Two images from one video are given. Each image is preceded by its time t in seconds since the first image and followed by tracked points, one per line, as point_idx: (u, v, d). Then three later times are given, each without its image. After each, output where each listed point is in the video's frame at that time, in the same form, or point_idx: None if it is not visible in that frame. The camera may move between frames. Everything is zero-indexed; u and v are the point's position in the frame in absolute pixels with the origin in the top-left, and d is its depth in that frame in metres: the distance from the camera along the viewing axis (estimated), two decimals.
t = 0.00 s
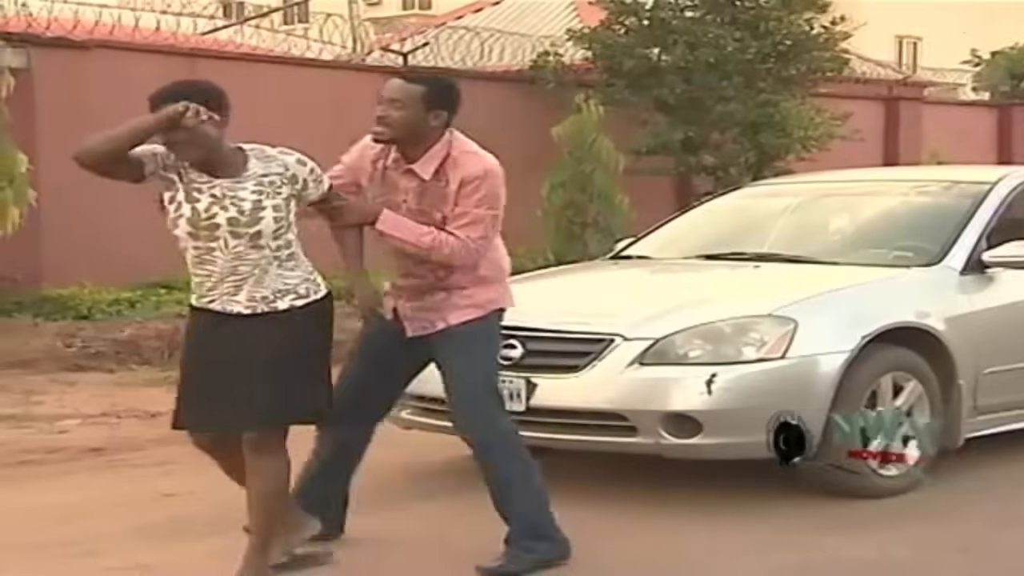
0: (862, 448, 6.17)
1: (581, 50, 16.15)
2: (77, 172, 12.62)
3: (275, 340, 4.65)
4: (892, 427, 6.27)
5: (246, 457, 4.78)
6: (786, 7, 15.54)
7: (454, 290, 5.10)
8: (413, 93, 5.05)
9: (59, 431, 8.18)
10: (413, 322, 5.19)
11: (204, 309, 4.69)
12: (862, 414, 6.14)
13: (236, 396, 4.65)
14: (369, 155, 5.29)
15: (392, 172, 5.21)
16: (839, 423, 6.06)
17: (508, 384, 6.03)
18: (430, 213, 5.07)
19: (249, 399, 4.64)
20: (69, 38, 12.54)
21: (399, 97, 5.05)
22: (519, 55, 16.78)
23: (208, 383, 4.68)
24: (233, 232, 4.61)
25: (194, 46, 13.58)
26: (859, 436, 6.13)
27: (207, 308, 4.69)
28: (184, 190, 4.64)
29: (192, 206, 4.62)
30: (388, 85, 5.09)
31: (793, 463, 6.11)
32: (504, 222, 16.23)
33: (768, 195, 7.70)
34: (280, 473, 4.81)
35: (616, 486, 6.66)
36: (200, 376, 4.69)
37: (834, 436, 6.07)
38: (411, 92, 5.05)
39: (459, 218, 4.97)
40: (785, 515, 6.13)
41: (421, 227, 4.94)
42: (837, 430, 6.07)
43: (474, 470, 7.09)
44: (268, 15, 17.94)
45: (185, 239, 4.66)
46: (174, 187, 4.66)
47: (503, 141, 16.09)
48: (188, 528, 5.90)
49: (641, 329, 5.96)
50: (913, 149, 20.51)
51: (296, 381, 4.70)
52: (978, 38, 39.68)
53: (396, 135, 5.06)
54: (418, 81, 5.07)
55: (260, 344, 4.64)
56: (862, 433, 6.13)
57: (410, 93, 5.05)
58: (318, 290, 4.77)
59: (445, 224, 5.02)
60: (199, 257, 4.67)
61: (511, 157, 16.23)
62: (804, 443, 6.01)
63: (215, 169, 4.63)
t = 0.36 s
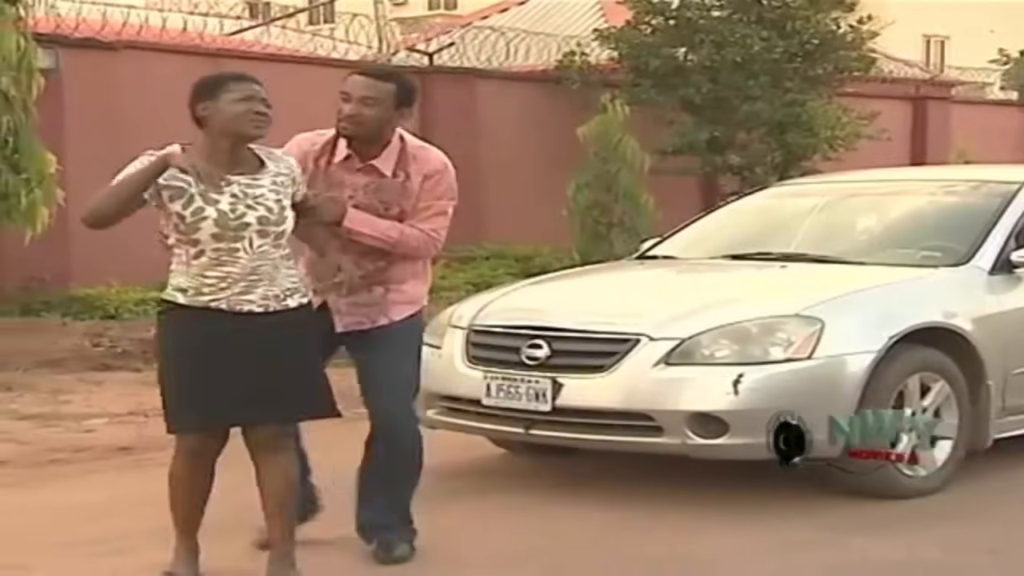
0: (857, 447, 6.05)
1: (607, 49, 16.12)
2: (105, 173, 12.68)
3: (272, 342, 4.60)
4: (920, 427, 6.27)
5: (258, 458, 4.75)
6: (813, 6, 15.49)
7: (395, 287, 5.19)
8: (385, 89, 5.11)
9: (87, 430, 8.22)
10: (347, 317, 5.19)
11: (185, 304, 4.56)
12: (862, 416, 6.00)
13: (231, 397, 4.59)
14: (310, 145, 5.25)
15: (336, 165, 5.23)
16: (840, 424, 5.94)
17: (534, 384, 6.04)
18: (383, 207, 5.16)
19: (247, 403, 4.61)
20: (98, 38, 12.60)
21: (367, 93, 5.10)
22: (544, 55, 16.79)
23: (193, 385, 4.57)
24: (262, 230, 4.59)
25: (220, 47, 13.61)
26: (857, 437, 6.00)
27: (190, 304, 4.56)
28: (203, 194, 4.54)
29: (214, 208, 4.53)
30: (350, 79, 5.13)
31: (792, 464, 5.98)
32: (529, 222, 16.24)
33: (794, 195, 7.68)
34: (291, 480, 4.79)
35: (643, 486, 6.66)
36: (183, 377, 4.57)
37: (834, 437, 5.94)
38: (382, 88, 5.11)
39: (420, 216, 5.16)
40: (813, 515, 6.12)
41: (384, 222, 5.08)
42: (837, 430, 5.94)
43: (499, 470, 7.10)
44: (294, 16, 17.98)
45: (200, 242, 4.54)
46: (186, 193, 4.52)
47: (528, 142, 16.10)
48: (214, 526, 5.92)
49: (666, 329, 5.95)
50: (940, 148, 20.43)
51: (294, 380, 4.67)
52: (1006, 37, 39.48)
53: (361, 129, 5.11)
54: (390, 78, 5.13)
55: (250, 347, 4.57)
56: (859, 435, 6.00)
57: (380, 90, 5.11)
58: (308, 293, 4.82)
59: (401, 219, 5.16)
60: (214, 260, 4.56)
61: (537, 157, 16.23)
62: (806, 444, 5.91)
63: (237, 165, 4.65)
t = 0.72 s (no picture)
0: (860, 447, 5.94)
1: (629, 49, 16.10)
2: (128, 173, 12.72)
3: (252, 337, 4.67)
4: (943, 428, 6.25)
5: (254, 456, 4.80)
6: (836, 5, 15.45)
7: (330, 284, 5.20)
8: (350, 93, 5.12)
9: (109, 430, 8.23)
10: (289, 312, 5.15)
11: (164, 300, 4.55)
12: (862, 413, 5.91)
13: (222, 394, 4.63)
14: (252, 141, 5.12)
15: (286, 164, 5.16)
16: (841, 424, 5.86)
17: (556, 384, 6.04)
18: (326, 207, 5.17)
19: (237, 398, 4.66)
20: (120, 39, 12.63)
21: (333, 98, 5.09)
22: (565, 54, 16.79)
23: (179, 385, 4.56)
24: (258, 250, 4.68)
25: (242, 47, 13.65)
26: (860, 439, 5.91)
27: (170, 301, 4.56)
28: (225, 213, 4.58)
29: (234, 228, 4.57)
30: (311, 81, 5.10)
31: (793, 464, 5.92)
32: (549, 222, 16.24)
33: (816, 195, 7.66)
34: (291, 475, 4.89)
35: (664, 486, 6.65)
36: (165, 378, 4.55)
37: (835, 439, 5.87)
38: (347, 92, 5.12)
39: (361, 214, 5.20)
40: (837, 515, 6.11)
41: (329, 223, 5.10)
42: (837, 431, 5.87)
43: (518, 470, 7.10)
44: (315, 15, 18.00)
45: (207, 258, 4.56)
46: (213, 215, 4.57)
47: (548, 141, 16.09)
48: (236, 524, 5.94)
49: (688, 329, 5.94)
50: (963, 147, 20.38)
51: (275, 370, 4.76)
52: None
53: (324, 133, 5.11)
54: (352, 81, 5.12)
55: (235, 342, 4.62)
56: (864, 436, 5.91)
57: (345, 94, 5.12)
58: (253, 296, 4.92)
59: (341, 217, 5.18)
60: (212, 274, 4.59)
61: (557, 157, 16.22)
62: (805, 444, 5.85)
63: (241, 180, 4.70)
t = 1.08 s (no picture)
0: (860, 446, 5.91)
1: (650, 48, 16.06)
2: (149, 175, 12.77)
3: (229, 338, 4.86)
4: (965, 428, 6.24)
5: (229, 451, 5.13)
6: (859, 4, 15.41)
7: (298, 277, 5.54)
8: (325, 93, 5.43)
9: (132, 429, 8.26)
10: (271, 311, 5.47)
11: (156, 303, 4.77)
12: (862, 413, 5.87)
13: (206, 394, 4.82)
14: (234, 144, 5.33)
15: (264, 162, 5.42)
16: (841, 425, 5.83)
17: (578, 383, 6.03)
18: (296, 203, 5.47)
19: (219, 396, 4.85)
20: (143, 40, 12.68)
21: (312, 98, 5.40)
22: (586, 54, 16.79)
23: (165, 387, 4.77)
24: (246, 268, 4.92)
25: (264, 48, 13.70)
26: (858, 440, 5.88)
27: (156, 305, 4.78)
28: (225, 234, 4.81)
29: (229, 248, 4.81)
30: (289, 83, 5.40)
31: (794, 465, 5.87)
32: (569, 222, 16.24)
33: (837, 195, 7.65)
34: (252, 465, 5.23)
35: (685, 487, 6.64)
36: (149, 381, 4.77)
37: (835, 440, 5.83)
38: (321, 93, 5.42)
39: (326, 208, 5.52)
40: (860, 516, 6.09)
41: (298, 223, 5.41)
42: (837, 431, 5.83)
43: (539, 469, 7.11)
44: (336, 15, 18.03)
45: (206, 269, 4.79)
46: (217, 233, 4.80)
47: (569, 141, 16.08)
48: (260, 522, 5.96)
49: (710, 329, 5.93)
50: (986, 147, 20.28)
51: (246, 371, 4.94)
52: None
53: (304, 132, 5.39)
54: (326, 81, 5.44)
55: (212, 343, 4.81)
56: (864, 436, 5.89)
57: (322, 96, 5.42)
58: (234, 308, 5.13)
59: (308, 212, 5.49)
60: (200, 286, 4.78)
61: (578, 157, 16.22)
62: (807, 445, 5.81)
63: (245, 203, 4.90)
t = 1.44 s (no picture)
0: (860, 446, 5.87)
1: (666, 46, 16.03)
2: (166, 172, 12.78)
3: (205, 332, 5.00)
4: (983, 427, 6.22)
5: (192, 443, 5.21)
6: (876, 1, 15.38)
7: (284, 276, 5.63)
8: (312, 101, 5.51)
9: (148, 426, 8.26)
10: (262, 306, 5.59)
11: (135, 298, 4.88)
12: (862, 413, 5.83)
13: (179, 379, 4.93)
14: (220, 147, 5.42)
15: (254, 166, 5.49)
16: (840, 424, 5.79)
17: (594, 380, 6.03)
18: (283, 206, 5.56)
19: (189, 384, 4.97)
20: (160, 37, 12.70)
21: (299, 106, 5.48)
22: (602, 51, 16.75)
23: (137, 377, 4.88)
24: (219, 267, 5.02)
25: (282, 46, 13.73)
26: (858, 438, 5.85)
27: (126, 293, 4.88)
28: (201, 234, 4.89)
29: (205, 249, 4.89)
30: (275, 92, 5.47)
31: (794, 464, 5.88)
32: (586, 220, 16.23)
33: (854, 192, 7.63)
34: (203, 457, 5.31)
35: (702, 485, 6.64)
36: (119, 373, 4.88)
37: (834, 439, 5.80)
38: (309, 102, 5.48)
39: (312, 210, 5.61)
40: (877, 514, 6.08)
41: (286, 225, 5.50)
42: (837, 431, 5.80)
43: (556, 467, 7.10)
44: (352, 13, 18.03)
45: (178, 266, 4.90)
46: (196, 231, 4.88)
47: (585, 140, 16.07)
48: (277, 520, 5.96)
49: (726, 326, 5.92)
50: (1004, 144, 20.22)
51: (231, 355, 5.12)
52: None
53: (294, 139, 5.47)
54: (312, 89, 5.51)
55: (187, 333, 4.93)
56: (864, 436, 5.86)
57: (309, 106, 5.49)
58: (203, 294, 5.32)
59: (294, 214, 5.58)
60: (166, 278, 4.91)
61: (594, 154, 16.22)
62: (806, 445, 5.81)
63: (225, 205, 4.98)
